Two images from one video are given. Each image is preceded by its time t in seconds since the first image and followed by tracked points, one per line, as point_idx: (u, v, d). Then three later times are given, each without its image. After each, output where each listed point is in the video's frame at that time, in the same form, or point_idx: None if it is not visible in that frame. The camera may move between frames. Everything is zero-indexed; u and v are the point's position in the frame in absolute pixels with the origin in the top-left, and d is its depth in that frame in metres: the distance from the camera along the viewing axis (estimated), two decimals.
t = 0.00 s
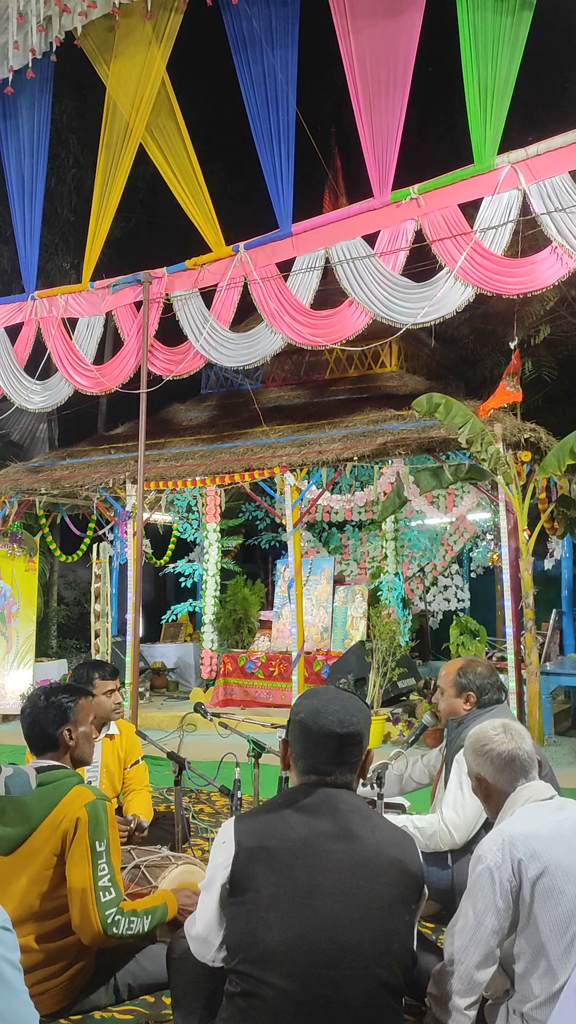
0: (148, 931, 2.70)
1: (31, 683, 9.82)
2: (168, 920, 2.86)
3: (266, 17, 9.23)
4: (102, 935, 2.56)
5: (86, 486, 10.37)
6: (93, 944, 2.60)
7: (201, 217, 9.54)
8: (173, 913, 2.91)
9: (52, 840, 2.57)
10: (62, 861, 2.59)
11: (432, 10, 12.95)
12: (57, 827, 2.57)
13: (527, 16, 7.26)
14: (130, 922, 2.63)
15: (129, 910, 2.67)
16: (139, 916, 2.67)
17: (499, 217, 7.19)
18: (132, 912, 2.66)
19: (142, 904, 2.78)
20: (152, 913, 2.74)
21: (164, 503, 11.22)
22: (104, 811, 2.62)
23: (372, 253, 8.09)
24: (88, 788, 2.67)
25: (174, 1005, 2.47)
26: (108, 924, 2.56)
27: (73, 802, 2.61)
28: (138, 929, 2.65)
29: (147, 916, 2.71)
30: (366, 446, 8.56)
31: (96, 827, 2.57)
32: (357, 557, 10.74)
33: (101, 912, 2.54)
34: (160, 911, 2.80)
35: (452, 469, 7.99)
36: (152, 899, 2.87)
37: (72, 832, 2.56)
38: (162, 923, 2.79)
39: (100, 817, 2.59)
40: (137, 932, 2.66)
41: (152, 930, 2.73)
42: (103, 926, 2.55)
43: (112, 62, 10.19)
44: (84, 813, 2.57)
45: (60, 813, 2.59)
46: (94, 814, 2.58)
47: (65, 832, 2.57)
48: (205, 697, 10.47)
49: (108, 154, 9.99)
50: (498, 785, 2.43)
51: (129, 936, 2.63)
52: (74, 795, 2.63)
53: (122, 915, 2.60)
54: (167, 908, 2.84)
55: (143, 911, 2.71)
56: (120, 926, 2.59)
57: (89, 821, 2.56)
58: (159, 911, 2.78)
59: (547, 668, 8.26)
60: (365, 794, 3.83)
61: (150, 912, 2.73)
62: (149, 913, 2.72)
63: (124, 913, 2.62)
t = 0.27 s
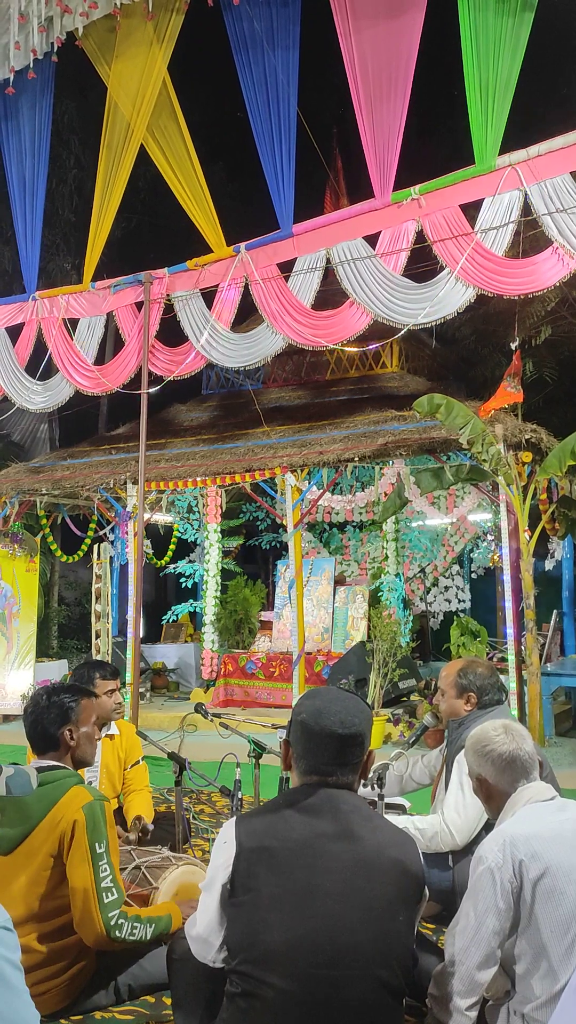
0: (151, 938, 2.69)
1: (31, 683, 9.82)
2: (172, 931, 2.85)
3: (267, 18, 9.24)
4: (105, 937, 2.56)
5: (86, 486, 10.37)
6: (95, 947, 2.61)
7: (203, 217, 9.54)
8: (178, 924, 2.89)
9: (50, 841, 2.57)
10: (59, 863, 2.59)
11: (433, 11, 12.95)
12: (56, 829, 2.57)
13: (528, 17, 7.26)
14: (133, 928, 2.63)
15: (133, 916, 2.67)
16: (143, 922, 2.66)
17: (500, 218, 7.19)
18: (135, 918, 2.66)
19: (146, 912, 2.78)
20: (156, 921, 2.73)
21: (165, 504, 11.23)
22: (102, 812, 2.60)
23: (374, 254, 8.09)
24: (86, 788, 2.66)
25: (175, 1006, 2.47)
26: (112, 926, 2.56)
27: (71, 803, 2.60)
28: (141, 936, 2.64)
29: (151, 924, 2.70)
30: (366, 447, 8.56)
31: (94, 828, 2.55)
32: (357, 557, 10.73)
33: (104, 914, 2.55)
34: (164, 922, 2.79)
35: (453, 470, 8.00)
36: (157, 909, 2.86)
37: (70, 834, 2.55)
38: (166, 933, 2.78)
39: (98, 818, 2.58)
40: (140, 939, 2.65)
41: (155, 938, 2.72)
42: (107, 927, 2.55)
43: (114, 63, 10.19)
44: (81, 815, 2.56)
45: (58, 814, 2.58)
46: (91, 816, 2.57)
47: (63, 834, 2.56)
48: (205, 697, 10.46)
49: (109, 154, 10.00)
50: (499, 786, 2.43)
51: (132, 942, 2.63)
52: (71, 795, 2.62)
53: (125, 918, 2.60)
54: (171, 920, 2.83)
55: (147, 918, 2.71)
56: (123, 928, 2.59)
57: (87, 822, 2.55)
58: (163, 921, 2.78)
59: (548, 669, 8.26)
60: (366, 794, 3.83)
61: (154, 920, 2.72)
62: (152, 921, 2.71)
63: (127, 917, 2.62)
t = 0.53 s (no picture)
0: (144, 934, 2.67)
1: (32, 683, 9.82)
2: (166, 922, 2.85)
3: (269, 18, 9.23)
4: (96, 939, 2.56)
5: (87, 486, 10.37)
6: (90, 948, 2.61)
7: (204, 218, 9.54)
8: (173, 914, 2.89)
9: (52, 841, 2.57)
10: (60, 864, 2.59)
11: (434, 11, 12.95)
12: (57, 829, 2.57)
13: (530, 17, 7.26)
14: (125, 926, 2.60)
15: (125, 912, 2.65)
16: (135, 919, 2.64)
17: (501, 218, 7.18)
18: (128, 914, 2.64)
19: (139, 906, 2.75)
20: (149, 916, 2.71)
21: (166, 504, 11.24)
22: (104, 814, 2.62)
23: (375, 254, 8.09)
24: (88, 790, 2.68)
25: (175, 1006, 2.48)
26: (103, 928, 2.55)
27: (72, 804, 2.61)
28: (134, 933, 2.62)
29: (144, 920, 2.68)
30: (367, 447, 8.56)
31: (95, 829, 2.57)
32: (358, 557, 10.72)
33: (96, 916, 2.55)
34: (158, 914, 2.77)
35: (454, 470, 8.00)
36: (150, 900, 2.85)
37: (71, 834, 2.56)
38: (160, 925, 2.78)
39: (99, 819, 2.60)
40: (134, 935, 2.63)
41: (148, 933, 2.70)
42: (98, 930, 2.54)
43: (115, 63, 10.19)
44: (83, 815, 2.58)
45: (59, 814, 2.59)
46: (93, 817, 2.59)
47: (64, 834, 2.57)
48: (206, 697, 10.47)
49: (110, 155, 10.00)
50: (499, 786, 2.43)
51: (125, 939, 2.61)
52: (74, 796, 2.64)
53: (117, 919, 2.58)
54: (165, 909, 2.83)
55: (140, 915, 2.69)
56: (115, 930, 2.57)
57: (89, 822, 2.57)
58: (157, 913, 2.77)
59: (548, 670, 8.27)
60: (367, 795, 3.83)
61: (147, 915, 2.70)
62: (145, 917, 2.69)
63: (120, 917, 2.60)
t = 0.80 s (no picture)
0: (146, 931, 2.69)
1: (33, 683, 9.82)
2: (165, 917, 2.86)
3: (270, 18, 9.23)
4: (101, 935, 2.56)
5: (88, 486, 10.37)
6: (93, 945, 2.61)
7: (205, 217, 9.54)
8: (172, 911, 2.90)
9: (53, 840, 2.57)
10: (62, 862, 2.59)
11: (436, 10, 12.93)
12: (59, 827, 2.57)
13: (531, 16, 7.25)
14: (129, 922, 2.62)
15: (128, 910, 2.66)
16: (138, 915, 2.66)
17: (502, 217, 7.18)
18: (131, 911, 2.65)
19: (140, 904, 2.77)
20: (151, 912, 2.73)
21: (167, 503, 11.24)
22: (105, 812, 2.63)
23: (376, 253, 8.09)
24: (90, 787, 2.69)
25: (176, 1005, 2.48)
26: (108, 924, 2.56)
27: (74, 802, 2.61)
28: (137, 929, 2.64)
29: (146, 915, 2.70)
30: (368, 447, 8.55)
31: (97, 826, 2.58)
32: (359, 557, 10.71)
33: (100, 912, 2.55)
34: (158, 910, 2.79)
35: (455, 469, 8.00)
36: (150, 897, 2.86)
37: (73, 832, 2.57)
38: (160, 922, 2.78)
39: (101, 817, 2.61)
40: (136, 932, 2.65)
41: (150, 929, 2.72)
42: (103, 926, 2.55)
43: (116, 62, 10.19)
44: (85, 813, 2.59)
45: (61, 813, 2.59)
46: (94, 814, 2.60)
47: (66, 832, 2.57)
48: (207, 697, 10.46)
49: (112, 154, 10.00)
50: (500, 786, 2.43)
51: (128, 936, 2.63)
52: (75, 794, 2.64)
53: (121, 916, 2.59)
54: (165, 907, 2.83)
55: (142, 911, 2.70)
56: (119, 926, 2.58)
57: (91, 820, 2.58)
58: (157, 910, 2.77)
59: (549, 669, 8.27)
60: (367, 794, 3.83)
61: (149, 911, 2.72)
62: (148, 912, 2.71)
63: (123, 913, 2.61)
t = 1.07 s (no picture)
0: (157, 937, 2.70)
1: (34, 680, 9.83)
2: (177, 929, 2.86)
3: (270, 15, 9.22)
4: (112, 933, 2.58)
5: (89, 484, 10.37)
6: (101, 943, 2.62)
7: (205, 215, 9.53)
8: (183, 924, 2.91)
9: (54, 839, 2.57)
10: (65, 859, 2.60)
11: (436, 8, 12.91)
12: (62, 825, 2.57)
13: (532, 14, 7.24)
14: (140, 925, 2.64)
15: (140, 912, 2.68)
16: (149, 919, 2.68)
17: (503, 215, 7.17)
18: (143, 914, 2.67)
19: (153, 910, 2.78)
20: (162, 919, 2.74)
21: (168, 501, 11.25)
22: (108, 810, 2.61)
23: (376, 251, 8.08)
24: (90, 785, 2.67)
25: (176, 1002, 2.48)
26: (119, 921, 2.57)
27: (74, 801, 2.61)
28: (148, 933, 2.66)
29: (157, 922, 2.71)
30: (369, 446, 8.55)
31: (100, 824, 2.56)
32: (360, 555, 10.73)
33: (111, 909, 2.56)
34: (171, 921, 2.79)
35: (456, 467, 7.99)
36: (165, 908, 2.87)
37: (76, 831, 2.56)
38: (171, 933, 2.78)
39: (104, 814, 2.59)
40: (147, 936, 2.67)
41: (161, 938, 2.73)
42: (114, 924, 2.57)
43: (116, 60, 10.18)
44: (87, 811, 2.57)
45: (63, 812, 2.59)
46: (96, 812, 2.58)
47: (69, 830, 2.57)
48: (207, 695, 10.47)
49: (112, 152, 9.99)
50: (501, 784, 2.43)
51: (138, 939, 2.64)
52: (75, 793, 2.62)
53: (131, 914, 2.61)
54: (178, 918, 2.84)
55: (154, 917, 2.72)
56: (129, 926, 2.61)
57: (92, 819, 2.56)
58: (170, 920, 2.78)
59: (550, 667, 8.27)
60: (368, 793, 3.83)
61: (160, 918, 2.73)
62: (160, 919, 2.72)
63: (134, 914, 2.64)
